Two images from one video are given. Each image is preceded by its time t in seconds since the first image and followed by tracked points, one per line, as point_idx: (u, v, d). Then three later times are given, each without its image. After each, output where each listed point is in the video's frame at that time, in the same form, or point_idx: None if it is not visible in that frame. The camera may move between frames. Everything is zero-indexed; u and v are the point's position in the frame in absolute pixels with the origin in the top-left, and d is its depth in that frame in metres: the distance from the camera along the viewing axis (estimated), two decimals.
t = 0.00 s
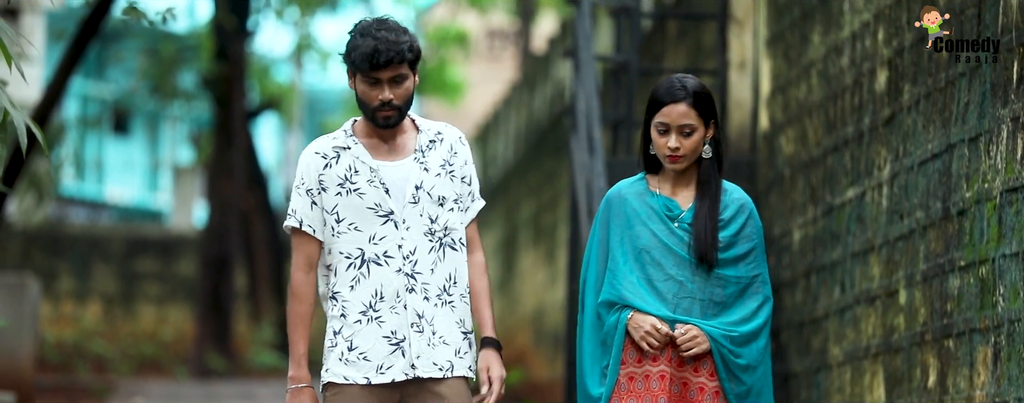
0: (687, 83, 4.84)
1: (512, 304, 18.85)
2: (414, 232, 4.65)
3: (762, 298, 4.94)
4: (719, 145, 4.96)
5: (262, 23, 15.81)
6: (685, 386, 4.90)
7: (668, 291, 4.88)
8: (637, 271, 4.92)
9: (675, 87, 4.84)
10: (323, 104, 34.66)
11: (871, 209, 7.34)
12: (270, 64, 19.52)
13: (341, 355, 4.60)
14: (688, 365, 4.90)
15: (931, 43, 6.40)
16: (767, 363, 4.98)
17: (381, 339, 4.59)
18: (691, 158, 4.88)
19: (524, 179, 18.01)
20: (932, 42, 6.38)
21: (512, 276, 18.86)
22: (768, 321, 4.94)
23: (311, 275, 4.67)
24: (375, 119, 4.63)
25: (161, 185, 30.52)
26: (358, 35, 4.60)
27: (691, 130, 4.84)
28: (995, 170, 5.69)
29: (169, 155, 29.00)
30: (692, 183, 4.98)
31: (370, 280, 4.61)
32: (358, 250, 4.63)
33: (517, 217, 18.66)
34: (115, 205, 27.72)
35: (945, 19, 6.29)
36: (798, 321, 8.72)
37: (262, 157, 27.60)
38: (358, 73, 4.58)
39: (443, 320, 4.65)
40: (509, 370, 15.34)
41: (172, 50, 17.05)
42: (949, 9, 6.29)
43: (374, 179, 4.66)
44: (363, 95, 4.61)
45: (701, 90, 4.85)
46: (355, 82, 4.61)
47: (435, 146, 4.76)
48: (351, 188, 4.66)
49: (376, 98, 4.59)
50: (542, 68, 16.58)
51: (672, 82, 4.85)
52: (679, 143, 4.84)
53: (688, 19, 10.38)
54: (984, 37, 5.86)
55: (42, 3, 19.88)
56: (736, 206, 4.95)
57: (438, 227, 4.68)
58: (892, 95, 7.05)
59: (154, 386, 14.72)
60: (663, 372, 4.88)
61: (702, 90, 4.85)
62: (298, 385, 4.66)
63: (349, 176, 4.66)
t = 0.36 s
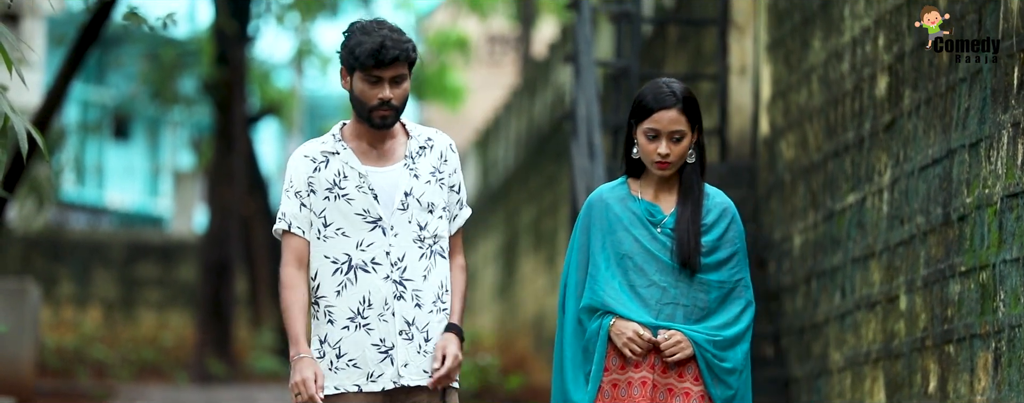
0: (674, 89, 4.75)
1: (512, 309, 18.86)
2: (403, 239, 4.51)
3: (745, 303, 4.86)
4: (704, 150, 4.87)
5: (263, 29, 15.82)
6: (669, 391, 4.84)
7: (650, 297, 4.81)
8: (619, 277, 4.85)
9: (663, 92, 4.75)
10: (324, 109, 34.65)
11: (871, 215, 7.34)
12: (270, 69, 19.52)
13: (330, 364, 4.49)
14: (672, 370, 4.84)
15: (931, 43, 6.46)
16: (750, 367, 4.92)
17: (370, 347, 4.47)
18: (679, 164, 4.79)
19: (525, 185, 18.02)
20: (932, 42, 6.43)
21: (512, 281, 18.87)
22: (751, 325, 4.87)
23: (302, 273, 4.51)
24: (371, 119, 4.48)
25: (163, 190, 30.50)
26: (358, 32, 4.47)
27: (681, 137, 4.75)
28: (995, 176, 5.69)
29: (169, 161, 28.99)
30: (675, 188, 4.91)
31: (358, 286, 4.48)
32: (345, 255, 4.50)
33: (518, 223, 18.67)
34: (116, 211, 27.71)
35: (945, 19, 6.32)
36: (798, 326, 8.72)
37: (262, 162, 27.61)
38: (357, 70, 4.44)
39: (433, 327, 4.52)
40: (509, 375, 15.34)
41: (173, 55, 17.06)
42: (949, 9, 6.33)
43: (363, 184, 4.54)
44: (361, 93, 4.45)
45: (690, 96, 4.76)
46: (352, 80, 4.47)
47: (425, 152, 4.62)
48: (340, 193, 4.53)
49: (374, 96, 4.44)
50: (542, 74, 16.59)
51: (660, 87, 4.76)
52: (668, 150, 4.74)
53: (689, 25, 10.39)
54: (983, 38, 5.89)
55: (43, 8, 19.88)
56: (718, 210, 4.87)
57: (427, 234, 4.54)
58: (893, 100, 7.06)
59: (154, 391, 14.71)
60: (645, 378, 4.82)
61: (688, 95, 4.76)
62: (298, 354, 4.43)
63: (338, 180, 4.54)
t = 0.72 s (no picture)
0: (670, 95, 4.64)
1: (512, 314, 18.88)
2: (412, 245, 4.50)
3: (748, 307, 4.71)
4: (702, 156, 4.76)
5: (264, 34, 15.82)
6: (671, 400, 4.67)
7: (650, 305, 4.67)
8: (618, 285, 4.71)
9: (660, 98, 4.63)
10: (324, 114, 34.69)
11: (871, 220, 7.34)
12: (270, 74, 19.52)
13: (329, 369, 4.46)
14: (674, 378, 4.67)
15: (931, 42, 6.48)
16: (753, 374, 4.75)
17: (368, 351, 4.45)
18: (677, 171, 4.66)
19: (525, 190, 18.05)
20: (932, 42, 6.45)
21: (512, 286, 18.89)
22: (753, 331, 4.71)
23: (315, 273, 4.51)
24: (421, 125, 4.55)
25: (162, 195, 30.47)
26: (406, 38, 4.56)
27: (678, 143, 4.63)
28: (995, 182, 5.69)
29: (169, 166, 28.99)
30: (674, 193, 4.79)
31: (361, 290, 4.46)
32: (353, 259, 4.47)
33: (518, 228, 18.70)
34: (116, 216, 27.69)
35: (945, 20, 6.34)
36: (799, 331, 8.72)
37: (263, 167, 27.61)
38: (414, 75, 4.53)
39: (435, 337, 4.51)
40: (508, 380, 15.36)
41: (173, 60, 17.08)
42: (949, 9, 6.34)
43: (375, 188, 4.52)
44: (417, 98, 4.53)
45: (687, 100, 4.65)
46: (403, 86, 4.55)
47: (444, 165, 4.63)
48: (351, 196, 4.51)
49: (431, 102, 4.54)
50: (541, 79, 16.63)
51: (657, 94, 4.64)
52: (666, 156, 4.62)
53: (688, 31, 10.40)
54: (982, 39, 5.91)
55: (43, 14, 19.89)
56: (718, 216, 4.74)
57: (436, 242, 4.53)
58: (893, 106, 7.06)
59: (154, 396, 14.70)
60: (646, 387, 4.67)
61: (685, 100, 4.65)
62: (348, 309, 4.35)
63: (351, 184, 4.52)
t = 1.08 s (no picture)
0: (689, 94, 4.82)
1: (513, 317, 18.82)
2: (426, 244, 4.77)
3: (769, 308, 4.88)
4: (722, 154, 4.93)
5: (264, 38, 15.76)
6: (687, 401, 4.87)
7: (668, 303, 4.86)
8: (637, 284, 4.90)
9: (677, 97, 4.82)
10: (324, 118, 34.70)
11: (871, 224, 7.34)
12: (270, 78, 19.46)
13: (341, 364, 4.76)
14: (690, 378, 4.87)
15: (931, 42, 6.48)
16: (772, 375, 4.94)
17: (379, 349, 4.71)
18: (696, 170, 4.85)
19: (526, 193, 18.05)
20: (932, 43, 6.45)
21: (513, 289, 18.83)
22: (773, 332, 4.89)
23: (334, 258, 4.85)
24: (442, 122, 4.80)
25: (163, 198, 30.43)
26: (433, 33, 4.81)
27: (697, 142, 4.81)
28: (995, 185, 5.69)
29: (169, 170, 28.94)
30: (695, 192, 4.96)
31: (376, 288, 4.74)
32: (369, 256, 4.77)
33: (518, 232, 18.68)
34: (116, 220, 27.65)
35: (945, 20, 6.35)
36: (798, 336, 8.73)
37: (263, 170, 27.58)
38: (439, 69, 4.77)
39: (447, 340, 4.75)
40: (509, 385, 15.29)
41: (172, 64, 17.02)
42: (949, 9, 6.34)
43: (394, 187, 4.80)
44: (441, 92, 4.78)
45: (706, 100, 4.83)
46: (427, 80, 4.80)
47: (467, 164, 4.86)
48: (370, 193, 4.80)
49: (453, 96, 4.79)
50: (541, 83, 16.60)
51: (675, 93, 4.82)
52: (685, 155, 4.80)
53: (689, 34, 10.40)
54: (983, 38, 5.90)
55: (42, 17, 19.81)
56: (738, 215, 4.92)
57: (453, 243, 4.78)
58: (893, 109, 7.06)
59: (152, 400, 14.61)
60: (660, 386, 4.87)
61: (702, 99, 4.82)
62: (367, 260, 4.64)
63: (371, 181, 4.81)
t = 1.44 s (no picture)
0: (702, 93, 4.75)
1: (511, 319, 18.83)
2: (435, 248, 4.65)
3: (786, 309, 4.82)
4: (736, 154, 4.87)
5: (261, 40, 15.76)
6: None
7: (683, 304, 4.79)
8: (652, 284, 4.84)
9: (690, 96, 4.75)
10: (322, 119, 34.69)
11: (870, 226, 7.33)
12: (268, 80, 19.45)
13: (347, 365, 4.63)
14: (704, 380, 4.80)
15: (931, 43, 6.45)
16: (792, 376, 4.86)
17: (388, 355, 4.60)
18: (710, 169, 4.78)
19: (523, 195, 18.06)
20: (932, 42, 6.42)
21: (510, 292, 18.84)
22: (791, 333, 4.82)
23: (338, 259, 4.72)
24: (440, 119, 4.67)
25: (161, 200, 30.42)
26: (430, 28, 4.67)
27: (711, 142, 4.74)
28: (993, 187, 5.69)
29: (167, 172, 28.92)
30: (710, 191, 4.90)
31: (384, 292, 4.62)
32: (377, 259, 4.66)
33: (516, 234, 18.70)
34: (114, 222, 27.62)
35: (945, 20, 6.32)
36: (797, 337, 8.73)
37: (261, 172, 27.59)
38: (435, 65, 4.64)
39: (456, 346, 4.66)
40: (506, 388, 15.30)
41: (170, 66, 17.01)
42: (949, 9, 6.32)
43: (401, 189, 4.68)
44: (438, 89, 4.65)
45: (719, 99, 4.75)
46: (425, 76, 4.67)
47: (473, 164, 4.75)
48: (377, 195, 4.68)
49: (451, 94, 4.65)
50: (538, 85, 16.61)
51: (688, 92, 4.76)
52: (698, 155, 4.74)
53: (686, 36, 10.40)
54: (983, 38, 5.88)
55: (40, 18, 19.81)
56: (754, 215, 4.85)
57: (461, 248, 4.68)
58: (891, 111, 7.05)
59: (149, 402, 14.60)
60: (675, 387, 4.78)
61: (717, 97, 4.76)
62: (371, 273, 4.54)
63: (377, 182, 4.69)
